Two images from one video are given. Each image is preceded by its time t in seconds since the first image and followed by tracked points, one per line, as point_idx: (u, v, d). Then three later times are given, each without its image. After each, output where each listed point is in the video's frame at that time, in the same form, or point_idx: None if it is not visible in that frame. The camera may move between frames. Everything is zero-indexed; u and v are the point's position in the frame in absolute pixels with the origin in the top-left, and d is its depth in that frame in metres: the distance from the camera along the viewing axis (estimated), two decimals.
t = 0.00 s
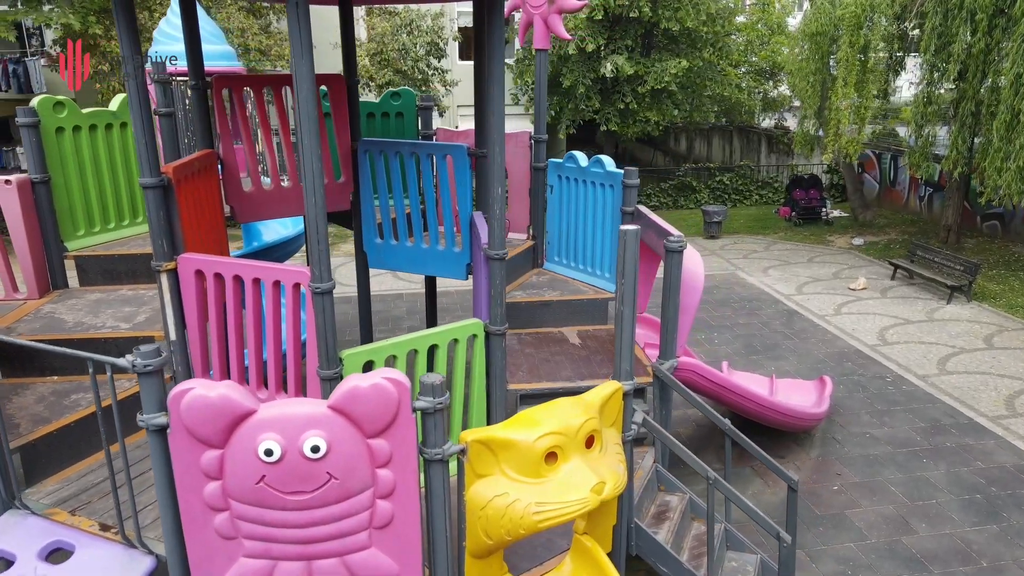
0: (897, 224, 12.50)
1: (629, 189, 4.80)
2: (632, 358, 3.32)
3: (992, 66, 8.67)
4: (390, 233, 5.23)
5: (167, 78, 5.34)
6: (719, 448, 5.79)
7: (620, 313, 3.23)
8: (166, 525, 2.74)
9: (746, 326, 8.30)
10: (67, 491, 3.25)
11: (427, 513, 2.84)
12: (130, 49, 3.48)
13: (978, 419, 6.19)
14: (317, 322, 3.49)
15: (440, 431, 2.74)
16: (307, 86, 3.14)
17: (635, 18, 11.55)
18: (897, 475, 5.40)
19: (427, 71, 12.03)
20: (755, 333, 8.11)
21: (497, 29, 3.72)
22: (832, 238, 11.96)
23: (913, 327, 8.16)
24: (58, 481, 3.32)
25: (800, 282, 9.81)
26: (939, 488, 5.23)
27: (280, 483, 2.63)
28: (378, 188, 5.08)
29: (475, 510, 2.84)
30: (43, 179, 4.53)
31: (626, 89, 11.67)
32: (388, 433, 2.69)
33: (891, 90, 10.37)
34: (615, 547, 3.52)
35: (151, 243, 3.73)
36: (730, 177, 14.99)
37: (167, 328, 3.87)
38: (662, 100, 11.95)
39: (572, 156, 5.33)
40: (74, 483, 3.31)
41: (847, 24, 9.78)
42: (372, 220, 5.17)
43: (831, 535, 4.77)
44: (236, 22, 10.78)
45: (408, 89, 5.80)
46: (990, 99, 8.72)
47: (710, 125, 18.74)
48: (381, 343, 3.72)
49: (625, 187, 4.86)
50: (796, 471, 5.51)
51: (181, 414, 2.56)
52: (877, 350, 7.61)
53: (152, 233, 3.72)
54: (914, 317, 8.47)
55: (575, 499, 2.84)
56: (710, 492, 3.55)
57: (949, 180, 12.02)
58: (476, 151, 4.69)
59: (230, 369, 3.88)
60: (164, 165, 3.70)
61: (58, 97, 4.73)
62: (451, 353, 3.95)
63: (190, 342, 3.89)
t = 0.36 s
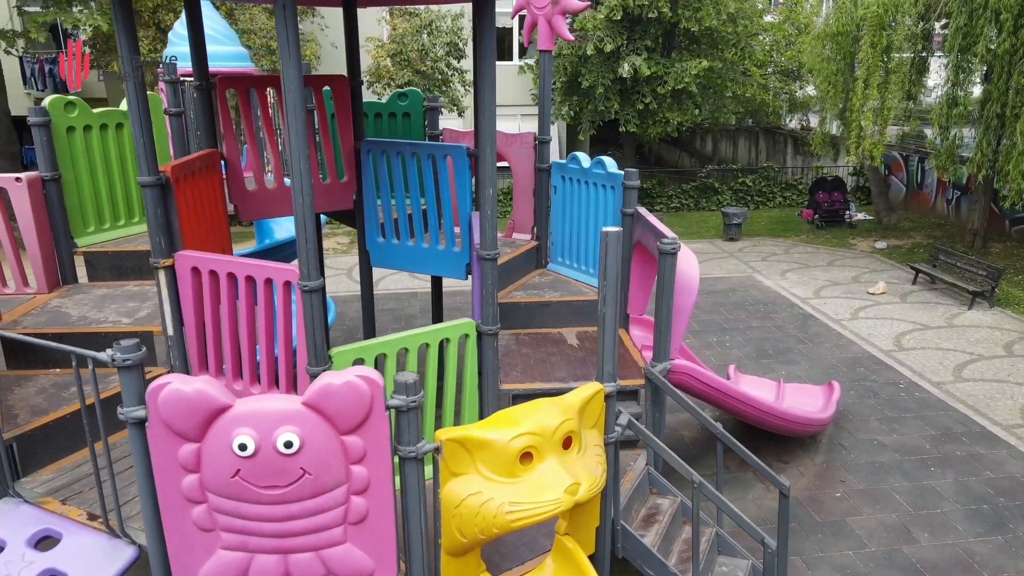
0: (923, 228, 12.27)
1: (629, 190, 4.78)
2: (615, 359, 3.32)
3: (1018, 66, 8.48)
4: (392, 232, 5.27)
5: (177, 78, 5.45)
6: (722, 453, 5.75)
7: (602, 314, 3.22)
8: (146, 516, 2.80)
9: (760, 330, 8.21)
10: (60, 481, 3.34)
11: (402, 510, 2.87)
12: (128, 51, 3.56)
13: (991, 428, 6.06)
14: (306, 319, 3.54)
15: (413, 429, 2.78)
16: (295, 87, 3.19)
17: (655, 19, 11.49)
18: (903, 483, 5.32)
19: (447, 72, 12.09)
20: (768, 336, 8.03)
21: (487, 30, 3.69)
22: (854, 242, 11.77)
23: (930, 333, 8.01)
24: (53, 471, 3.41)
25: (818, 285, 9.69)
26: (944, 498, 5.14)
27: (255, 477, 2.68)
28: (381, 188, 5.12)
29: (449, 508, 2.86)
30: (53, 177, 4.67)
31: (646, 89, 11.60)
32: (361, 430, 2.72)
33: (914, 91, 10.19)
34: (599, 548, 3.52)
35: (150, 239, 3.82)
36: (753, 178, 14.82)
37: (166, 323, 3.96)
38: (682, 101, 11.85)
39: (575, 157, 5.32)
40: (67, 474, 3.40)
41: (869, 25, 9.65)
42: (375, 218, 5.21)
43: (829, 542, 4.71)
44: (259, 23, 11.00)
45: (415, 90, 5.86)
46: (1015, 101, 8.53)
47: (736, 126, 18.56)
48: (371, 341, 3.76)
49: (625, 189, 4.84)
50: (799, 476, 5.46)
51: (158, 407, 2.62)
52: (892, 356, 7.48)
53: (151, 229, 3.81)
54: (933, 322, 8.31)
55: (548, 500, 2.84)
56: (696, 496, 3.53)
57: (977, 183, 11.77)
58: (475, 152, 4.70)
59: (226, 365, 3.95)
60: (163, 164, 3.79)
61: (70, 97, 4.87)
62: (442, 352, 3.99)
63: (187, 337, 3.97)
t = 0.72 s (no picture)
0: (949, 232, 12.03)
1: (630, 191, 4.76)
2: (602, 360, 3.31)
3: None
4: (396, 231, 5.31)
5: (189, 78, 5.56)
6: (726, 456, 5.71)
7: (587, 315, 3.23)
8: (132, 506, 2.87)
9: (773, 333, 8.12)
10: (57, 471, 3.43)
11: (382, 506, 2.90)
12: (129, 51, 3.65)
13: (1005, 436, 5.93)
14: (297, 316, 3.59)
15: (392, 426, 2.80)
16: (286, 87, 3.24)
17: (675, 19, 11.41)
18: (909, 491, 5.23)
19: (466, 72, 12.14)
20: (782, 340, 7.93)
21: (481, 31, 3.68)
22: (877, 245, 11.57)
23: (949, 339, 7.86)
24: (51, 461, 3.51)
25: (836, 289, 9.55)
26: (951, 507, 5.04)
27: (234, 470, 2.73)
28: (384, 187, 5.17)
29: (427, 505, 2.89)
30: (65, 174, 4.78)
31: (665, 89, 11.52)
32: (340, 425, 2.76)
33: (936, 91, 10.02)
34: (586, 548, 3.51)
35: (151, 236, 3.90)
36: (776, 180, 14.65)
37: (167, 317, 4.04)
38: (703, 102, 11.75)
39: (579, 157, 5.32)
40: (64, 464, 3.49)
41: (892, 25, 9.51)
42: (379, 217, 5.26)
43: (829, 549, 4.65)
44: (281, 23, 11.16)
45: (422, 90, 5.87)
46: None
47: (762, 127, 18.37)
48: (364, 339, 3.79)
49: (627, 190, 4.82)
50: (803, 481, 5.39)
51: (142, 400, 2.68)
52: (908, 362, 7.35)
53: (152, 226, 3.89)
54: (952, 328, 8.14)
55: (525, 499, 2.85)
56: (683, 498, 3.52)
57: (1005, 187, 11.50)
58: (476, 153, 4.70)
59: (224, 360, 4.02)
60: (164, 162, 3.86)
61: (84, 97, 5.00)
62: (436, 350, 4.01)
63: (187, 332, 4.03)
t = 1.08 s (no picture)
0: (978, 236, 11.77)
1: (633, 193, 4.74)
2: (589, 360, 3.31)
3: None
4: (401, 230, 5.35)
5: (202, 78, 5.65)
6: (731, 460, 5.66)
7: (574, 315, 3.23)
8: (121, 496, 2.94)
9: (789, 337, 8.02)
10: (58, 461, 3.53)
11: (363, 502, 2.93)
12: (133, 52, 3.73)
13: (1021, 446, 5.79)
14: (291, 312, 3.64)
15: (374, 423, 2.83)
16: (280, 88, 3.28)
17: (697, 19, 11.33)
18: (917, 499, 5.13)
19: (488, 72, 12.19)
20: (797, 344, 7.83)
21: (477, 32, 3.69)
22: (902, 249, 11.36)
23: (969, 345, 7.69)
24: (53, 450, 3.61)
25: (857, 293, 9.41)
26: (959, 516, 4.94)
27: (217, 463, 2.79)
28: (390, 187, 5.21)
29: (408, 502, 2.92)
30: (79, 172, 4.88)
31: (686, 90, 11.45)
32: (321, 421, 2.80)
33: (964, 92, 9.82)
34: (573, 548, 3.50)
35: (154, 233, 4.00)
36: (802, 182, 14.46)
37: (170, 313, 4.13)
38: (726, 102, 11.64)
39: (585, 158, 5.31)
40: (65, 454, 3.59)
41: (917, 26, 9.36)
42: (385, 217, 5.30)
43: (829, 557, 4.58)
44: (306, 24, 11.32)
45: (432, 90, 5.94)
46: None
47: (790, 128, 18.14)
48: (359, 337, 3.84)
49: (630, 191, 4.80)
50: (808, 487, 5.32)
51: (128, 392, 2.74)
52: (925, 368, 7.21)
53: (156, 223, 3.98)
54: (974, 335, 7.97)
55: (504, 498, 2.87)
56: (671, 502, 3.50)
57: None
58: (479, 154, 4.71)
59: (225, 355, 4.10)
60: (167, 161, 3.95)
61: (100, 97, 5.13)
62: (431, 349, 4.05)
63: (189, 327, 4.11)
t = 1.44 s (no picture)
0: (1007, 241, 11.49)
1: (636, 194, 4.72)
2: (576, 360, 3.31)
3: None
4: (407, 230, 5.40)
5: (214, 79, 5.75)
6: (735, 465, 5.61)
7: (560, 316, 3.24)
8: (111, 487, 3.02)
9: (805, 341, 7.92)
10: (60, 451, 3.64)
11: (345, 497, 2.97)
12: (138, 55, 3.83)
13: None
14: (287, 310, 3.69)
15: (355, 419, 2.86)
16: (275, 89, 3.34)
17: (718, 19, 11.23)
18: (924, 508, 5.04)
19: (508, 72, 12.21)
20: (812, 348, 7.73)
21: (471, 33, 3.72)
22: (927, 253, 11.14)
23: (990, 352, 7.52)
24: (57, 440, 3.72)
25: (877, 297, 9.25)
26: (967, 526, 4.84)
27: (202, 456, 2.84)
28: (395, 187, 5.26)
29: (389, 498, 2.95)
30: (93, 170, 5.04)
31: (707, 90, 11.34)
32: (304, 417, 2.84)
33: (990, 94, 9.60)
34: (560, 549, 3.51)
35: (159, 230, 4.08)
36: (828, 184, 14.22)
37: (173, 309, 4.21)
38: (748, 102, 11.52)
39: (590, 158, 5.30)
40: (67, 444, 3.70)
41: (941, 27, 9.20)
42: (390, 216, 5.35)
43: (828, 564, 4.52)
44: (328, 25, 11.45)
45: (442, 91, 5.98)
46: None
47: (818, 129, 17.88)
48: (354, 335, 3.88)
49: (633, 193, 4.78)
50: (813, 494, 5.25)
51: (117, 385, 2.81)
52: (942, 374, 7.08)
53: (160, 220, 4.07)
54: (996, 341, 7.79)
55: (483, 497, 2.88)
56: (658, 504, 3.49)
57: None
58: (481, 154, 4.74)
59: (225, 352, 4.17)
60: (172, 160, 4.03)
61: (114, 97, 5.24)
62: (426, 347, 4.07)
63: (192, 324, 4.20)
